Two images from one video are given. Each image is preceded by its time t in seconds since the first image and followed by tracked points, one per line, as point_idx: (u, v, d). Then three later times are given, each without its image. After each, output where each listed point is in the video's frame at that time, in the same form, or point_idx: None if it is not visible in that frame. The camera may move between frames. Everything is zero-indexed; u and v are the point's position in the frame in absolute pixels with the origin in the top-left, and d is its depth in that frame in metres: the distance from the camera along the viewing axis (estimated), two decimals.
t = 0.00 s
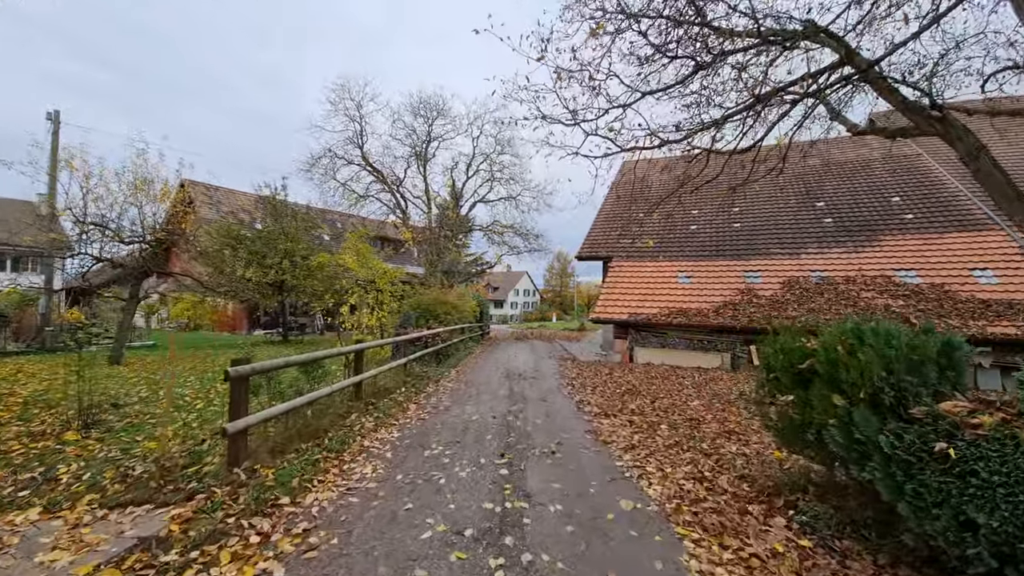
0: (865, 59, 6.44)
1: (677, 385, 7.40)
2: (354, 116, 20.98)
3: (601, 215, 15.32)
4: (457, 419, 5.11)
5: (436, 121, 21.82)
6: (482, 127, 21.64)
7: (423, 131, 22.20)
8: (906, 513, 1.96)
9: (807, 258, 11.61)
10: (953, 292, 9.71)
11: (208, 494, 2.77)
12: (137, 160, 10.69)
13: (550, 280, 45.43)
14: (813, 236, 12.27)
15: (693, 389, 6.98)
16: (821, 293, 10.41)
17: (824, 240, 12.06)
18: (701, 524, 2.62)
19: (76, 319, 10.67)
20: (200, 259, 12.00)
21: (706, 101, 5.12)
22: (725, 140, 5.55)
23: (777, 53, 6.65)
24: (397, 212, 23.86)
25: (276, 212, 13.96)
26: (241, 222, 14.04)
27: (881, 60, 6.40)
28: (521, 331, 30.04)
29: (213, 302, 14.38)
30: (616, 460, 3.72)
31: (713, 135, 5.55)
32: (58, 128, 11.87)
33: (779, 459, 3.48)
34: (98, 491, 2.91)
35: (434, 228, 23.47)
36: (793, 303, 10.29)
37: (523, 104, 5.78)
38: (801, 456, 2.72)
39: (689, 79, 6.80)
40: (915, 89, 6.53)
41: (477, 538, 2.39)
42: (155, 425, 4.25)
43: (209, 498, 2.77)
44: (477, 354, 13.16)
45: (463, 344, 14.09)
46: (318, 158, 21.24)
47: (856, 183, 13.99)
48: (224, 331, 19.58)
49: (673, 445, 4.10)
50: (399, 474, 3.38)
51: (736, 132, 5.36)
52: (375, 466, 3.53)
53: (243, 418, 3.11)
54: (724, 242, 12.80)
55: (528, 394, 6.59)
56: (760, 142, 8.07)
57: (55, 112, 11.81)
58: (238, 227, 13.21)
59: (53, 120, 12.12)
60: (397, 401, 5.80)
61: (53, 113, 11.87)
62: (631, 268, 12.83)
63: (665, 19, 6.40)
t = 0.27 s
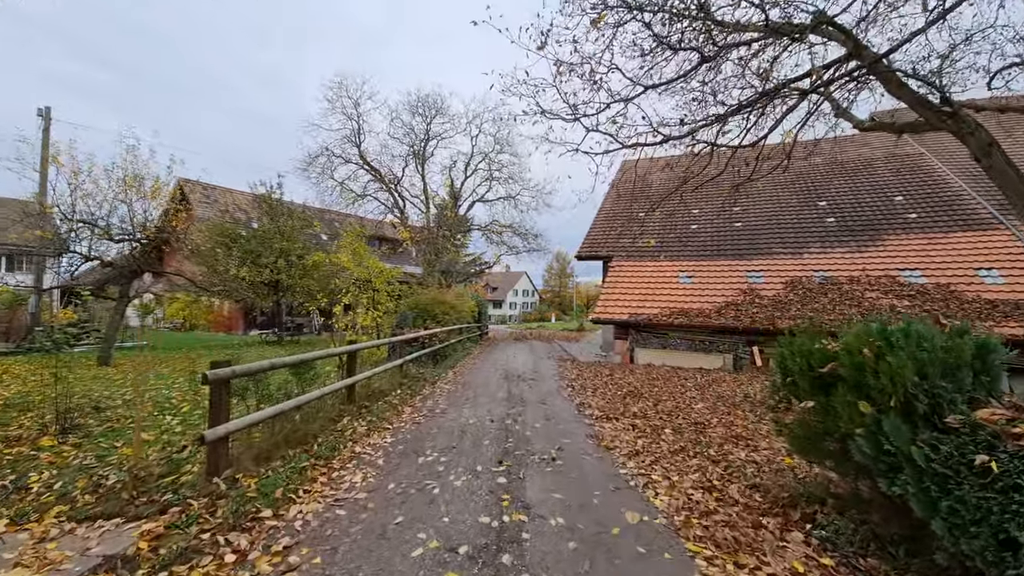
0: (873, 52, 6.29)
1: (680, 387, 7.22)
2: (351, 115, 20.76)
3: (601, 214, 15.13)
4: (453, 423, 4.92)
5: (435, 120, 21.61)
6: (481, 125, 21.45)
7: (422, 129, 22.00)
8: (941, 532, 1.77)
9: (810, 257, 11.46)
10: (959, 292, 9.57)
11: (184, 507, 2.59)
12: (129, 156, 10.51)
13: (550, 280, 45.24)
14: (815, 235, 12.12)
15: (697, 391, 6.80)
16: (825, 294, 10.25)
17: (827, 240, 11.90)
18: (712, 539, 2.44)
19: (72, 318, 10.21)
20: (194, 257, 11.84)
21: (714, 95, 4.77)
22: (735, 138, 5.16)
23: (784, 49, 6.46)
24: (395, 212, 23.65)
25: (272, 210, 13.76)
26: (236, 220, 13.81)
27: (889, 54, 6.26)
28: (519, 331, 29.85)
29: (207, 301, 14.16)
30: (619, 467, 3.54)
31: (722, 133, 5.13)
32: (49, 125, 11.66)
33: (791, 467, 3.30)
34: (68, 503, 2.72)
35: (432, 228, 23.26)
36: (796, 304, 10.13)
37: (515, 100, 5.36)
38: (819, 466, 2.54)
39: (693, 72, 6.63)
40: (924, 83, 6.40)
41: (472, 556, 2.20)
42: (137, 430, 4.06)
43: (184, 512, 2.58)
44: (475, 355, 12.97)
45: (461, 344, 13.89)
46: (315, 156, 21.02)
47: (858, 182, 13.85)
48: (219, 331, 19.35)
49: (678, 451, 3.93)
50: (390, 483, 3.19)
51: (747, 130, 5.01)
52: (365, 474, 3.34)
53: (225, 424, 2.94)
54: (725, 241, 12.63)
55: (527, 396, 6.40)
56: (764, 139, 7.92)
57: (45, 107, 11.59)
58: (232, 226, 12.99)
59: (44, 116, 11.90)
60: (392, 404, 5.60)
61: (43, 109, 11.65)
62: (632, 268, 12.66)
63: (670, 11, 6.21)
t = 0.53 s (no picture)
0: (883, 43, 6.11)
1: (684, 389, 7.04)
2: (349, 112, 20.52)
3: (601, 212, 14.93)
4: (450, 427, 4.72)
5: (433, 117, 21.39)
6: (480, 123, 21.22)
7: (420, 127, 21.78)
8: (989, 559, 1.57)
9: (814, 256, 11.28)
10: (966, 291, 9.41)
11: (155, 525, 2.40)
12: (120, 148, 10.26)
13: (550, 279, 45.04)
14: (819, 233, 11.94)
15: (701, 393, 6.61)
16: (830, 293, 10.08)
17: (831, 238, 11.72)
18: (727, 559, 2.25)
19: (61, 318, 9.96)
20: (188, 256, 11.65)
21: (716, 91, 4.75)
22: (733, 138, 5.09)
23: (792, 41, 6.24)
24: (393, 210, 23.44)
25: (268, 207, 13.55)
26: (231, 218, 13.58)
27: (898, 46, 6.09)
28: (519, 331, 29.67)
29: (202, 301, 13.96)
30: (624, 476, 3.35)
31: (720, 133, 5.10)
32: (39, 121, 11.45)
33: (807, 476, 3.11)
34: (33, 520, 2.53)
35: (430, 226, 23.05)
36: (801, 303, 9.95)
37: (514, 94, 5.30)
38: (844, 480, 2.34)
39: (698, 62, 6.48)
40: (936, 76, 6.22)
41: None
42: (116, 437, 3.86)
43: (155, 529, 2.40)
44: (474, 355, 12.78)
45: (460, 344, 13.70)
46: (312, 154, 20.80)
47: (863, 180, 13.69)
48: (215, 330, 19.14)
49: (686, 458, 3.74)
50: (381, 494, 2.99)
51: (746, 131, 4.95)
52: (354, 484, 3.14)
53: (205, 433, 2.75)
54: (728, 240, 12.45)
55: (527, 398, 6.21)
56: (769, 134, 7.76)
57: (35, 103, 11.38)
58: (227, 225, 12.80)
59: (35, 112, 11.69)
60: (387, 407, 5.41)
61: (33, 105, 11.45)
62: (633, 266, 12.47)
63: None
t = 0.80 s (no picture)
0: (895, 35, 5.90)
1: (689, 392, 6.85)
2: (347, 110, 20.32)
3: (602, 211, 14.72)
4: (448, 434, 4.53)
5: (433, 116, 21.20)
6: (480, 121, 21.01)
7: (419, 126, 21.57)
8: None
9: (820, 255, 11.08)
10: (976, 290, 9.21)
11: (126, 545, 2.21)
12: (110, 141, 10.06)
13: (550, 280, 44.83)
14: (825, 232, 11.75)
15: (707, 397, 6.41)
16: (836, 293, 9.88)
17: (837, 237, 11.52)
18: None
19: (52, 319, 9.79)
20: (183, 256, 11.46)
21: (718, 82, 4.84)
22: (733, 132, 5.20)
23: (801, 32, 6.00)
24: (392, 210, 23.24)
25: (264, 207, 13.35)
26: (227, 218, 13.39)
27: (911, 38, 5.89)
28: (519, 331, 29.47)
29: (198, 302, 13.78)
30: (632, 488, 3.15)
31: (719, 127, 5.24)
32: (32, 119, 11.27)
33: (827, 489, 2.92)
34: None
35: (430, 226, 22.86)
36: (807, 303, 9.75)
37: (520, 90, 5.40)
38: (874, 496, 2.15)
39: (704, 54, 6.30)
40: (951, 68, 6.03)
41: None
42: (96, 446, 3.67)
43: (126, 550, 2.21)
44: (474, 357, 12.59)
45: (459, 345, 13.51)
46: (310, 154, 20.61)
47: (868, 178, 13.49)
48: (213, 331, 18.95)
49: (696, 467, 3.54)
50: (372, 508, 2.80)
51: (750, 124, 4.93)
52: (344, 498, 2.95)
53: (183, 442, 2.58)
54: (731, 239, 12.26)
55: (528, 402, 6.01)
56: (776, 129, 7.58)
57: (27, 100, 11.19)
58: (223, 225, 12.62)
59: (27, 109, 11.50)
60: (383, 412, 5.22)
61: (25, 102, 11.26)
62: (635, 266, 12.28)
63: None
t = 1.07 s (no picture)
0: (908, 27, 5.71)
1: (695, 395, 6.66)
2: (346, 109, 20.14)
3: (604, 211, 14.52)
4: (446, 440, 4.33)
5: (433, 115, 21.01)
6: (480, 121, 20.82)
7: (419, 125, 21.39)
8: None
9: (826, 255, 10.89)
10: (986, 291, 9.03)
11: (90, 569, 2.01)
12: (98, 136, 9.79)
13: (550, 280, 44.64)
14: (830, 231, 11.56)
15: (714, 401, 6.22)
16: (843, 293, 9.69)
17: (843, 237, 11.32)
18: None
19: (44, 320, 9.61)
20: (177, 256, 11.28)
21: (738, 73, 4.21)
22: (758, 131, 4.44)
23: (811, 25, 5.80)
24: (392, 210, 23.05)
25: (261, 206, 13.16)
26: (223, 217, 13.17)
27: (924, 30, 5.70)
28: (519, 332, 29.28)
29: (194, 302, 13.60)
30: (641, 502, 2.95)
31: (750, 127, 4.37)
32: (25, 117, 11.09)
33: (851, 503, 2.72)
34: None
35: (429, 226, 22.67)
36: (813, 304, 9.56)
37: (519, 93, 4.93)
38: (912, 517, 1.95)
39: (713, 46, 6.05)
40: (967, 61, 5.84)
41: None
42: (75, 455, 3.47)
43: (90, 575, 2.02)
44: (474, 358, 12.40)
45: (458, 346, 13.32)
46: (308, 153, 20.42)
47: (873, 177, 13.31)
48: (211, 332, 18.77)
49: (707, 477, 3.35)
50: (363, 524, 2.60)
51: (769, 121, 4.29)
52: (333, 513, 2.74)
53: (156, 455, 2.38)
54: (735, 238, 12.07)
55: (529, 406, 5.80)
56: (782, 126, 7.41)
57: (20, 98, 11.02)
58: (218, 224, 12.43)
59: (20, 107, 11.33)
60: (380, 416, 5.02)
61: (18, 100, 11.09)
62: (637, 266, 12.09)
63: None
